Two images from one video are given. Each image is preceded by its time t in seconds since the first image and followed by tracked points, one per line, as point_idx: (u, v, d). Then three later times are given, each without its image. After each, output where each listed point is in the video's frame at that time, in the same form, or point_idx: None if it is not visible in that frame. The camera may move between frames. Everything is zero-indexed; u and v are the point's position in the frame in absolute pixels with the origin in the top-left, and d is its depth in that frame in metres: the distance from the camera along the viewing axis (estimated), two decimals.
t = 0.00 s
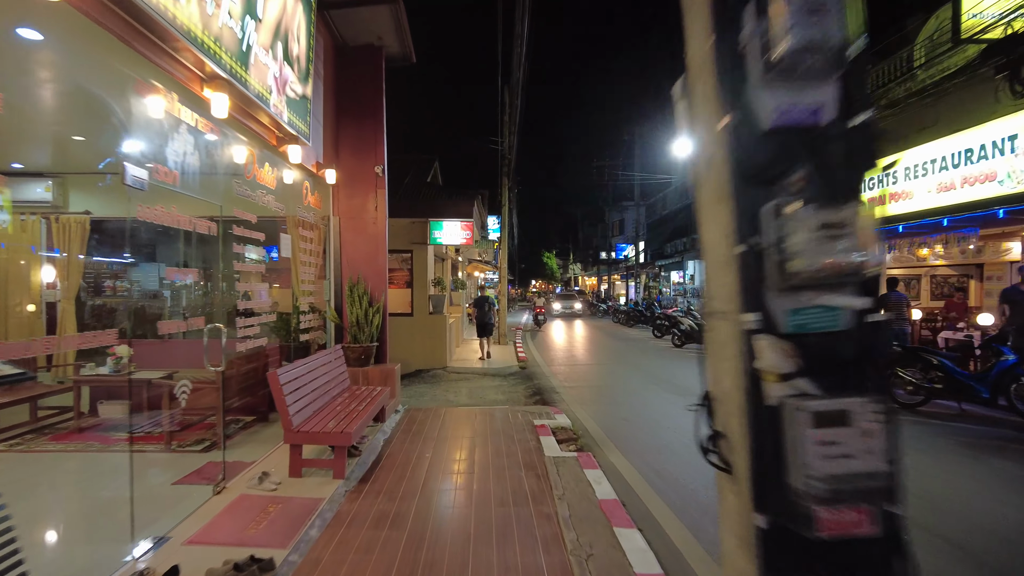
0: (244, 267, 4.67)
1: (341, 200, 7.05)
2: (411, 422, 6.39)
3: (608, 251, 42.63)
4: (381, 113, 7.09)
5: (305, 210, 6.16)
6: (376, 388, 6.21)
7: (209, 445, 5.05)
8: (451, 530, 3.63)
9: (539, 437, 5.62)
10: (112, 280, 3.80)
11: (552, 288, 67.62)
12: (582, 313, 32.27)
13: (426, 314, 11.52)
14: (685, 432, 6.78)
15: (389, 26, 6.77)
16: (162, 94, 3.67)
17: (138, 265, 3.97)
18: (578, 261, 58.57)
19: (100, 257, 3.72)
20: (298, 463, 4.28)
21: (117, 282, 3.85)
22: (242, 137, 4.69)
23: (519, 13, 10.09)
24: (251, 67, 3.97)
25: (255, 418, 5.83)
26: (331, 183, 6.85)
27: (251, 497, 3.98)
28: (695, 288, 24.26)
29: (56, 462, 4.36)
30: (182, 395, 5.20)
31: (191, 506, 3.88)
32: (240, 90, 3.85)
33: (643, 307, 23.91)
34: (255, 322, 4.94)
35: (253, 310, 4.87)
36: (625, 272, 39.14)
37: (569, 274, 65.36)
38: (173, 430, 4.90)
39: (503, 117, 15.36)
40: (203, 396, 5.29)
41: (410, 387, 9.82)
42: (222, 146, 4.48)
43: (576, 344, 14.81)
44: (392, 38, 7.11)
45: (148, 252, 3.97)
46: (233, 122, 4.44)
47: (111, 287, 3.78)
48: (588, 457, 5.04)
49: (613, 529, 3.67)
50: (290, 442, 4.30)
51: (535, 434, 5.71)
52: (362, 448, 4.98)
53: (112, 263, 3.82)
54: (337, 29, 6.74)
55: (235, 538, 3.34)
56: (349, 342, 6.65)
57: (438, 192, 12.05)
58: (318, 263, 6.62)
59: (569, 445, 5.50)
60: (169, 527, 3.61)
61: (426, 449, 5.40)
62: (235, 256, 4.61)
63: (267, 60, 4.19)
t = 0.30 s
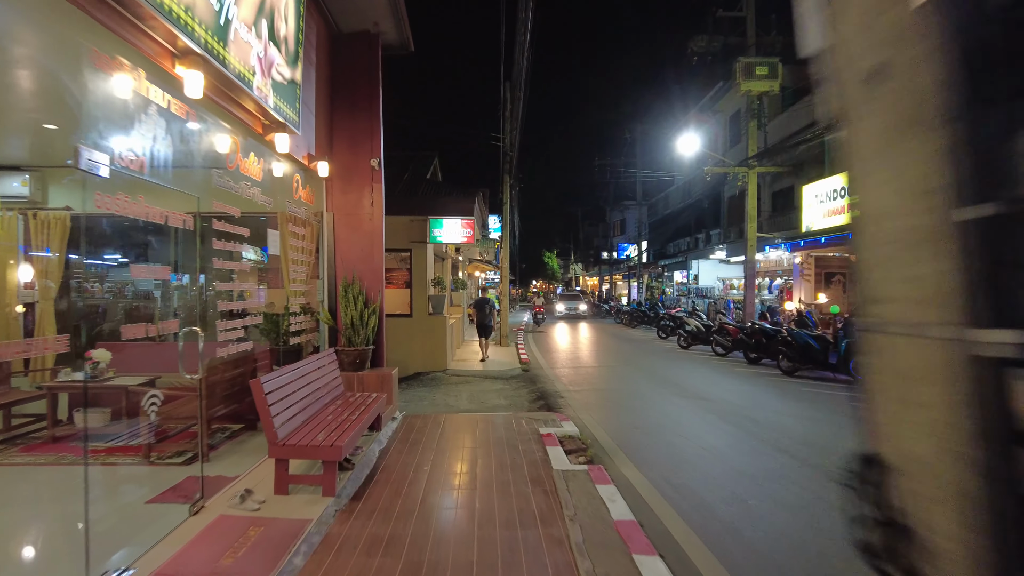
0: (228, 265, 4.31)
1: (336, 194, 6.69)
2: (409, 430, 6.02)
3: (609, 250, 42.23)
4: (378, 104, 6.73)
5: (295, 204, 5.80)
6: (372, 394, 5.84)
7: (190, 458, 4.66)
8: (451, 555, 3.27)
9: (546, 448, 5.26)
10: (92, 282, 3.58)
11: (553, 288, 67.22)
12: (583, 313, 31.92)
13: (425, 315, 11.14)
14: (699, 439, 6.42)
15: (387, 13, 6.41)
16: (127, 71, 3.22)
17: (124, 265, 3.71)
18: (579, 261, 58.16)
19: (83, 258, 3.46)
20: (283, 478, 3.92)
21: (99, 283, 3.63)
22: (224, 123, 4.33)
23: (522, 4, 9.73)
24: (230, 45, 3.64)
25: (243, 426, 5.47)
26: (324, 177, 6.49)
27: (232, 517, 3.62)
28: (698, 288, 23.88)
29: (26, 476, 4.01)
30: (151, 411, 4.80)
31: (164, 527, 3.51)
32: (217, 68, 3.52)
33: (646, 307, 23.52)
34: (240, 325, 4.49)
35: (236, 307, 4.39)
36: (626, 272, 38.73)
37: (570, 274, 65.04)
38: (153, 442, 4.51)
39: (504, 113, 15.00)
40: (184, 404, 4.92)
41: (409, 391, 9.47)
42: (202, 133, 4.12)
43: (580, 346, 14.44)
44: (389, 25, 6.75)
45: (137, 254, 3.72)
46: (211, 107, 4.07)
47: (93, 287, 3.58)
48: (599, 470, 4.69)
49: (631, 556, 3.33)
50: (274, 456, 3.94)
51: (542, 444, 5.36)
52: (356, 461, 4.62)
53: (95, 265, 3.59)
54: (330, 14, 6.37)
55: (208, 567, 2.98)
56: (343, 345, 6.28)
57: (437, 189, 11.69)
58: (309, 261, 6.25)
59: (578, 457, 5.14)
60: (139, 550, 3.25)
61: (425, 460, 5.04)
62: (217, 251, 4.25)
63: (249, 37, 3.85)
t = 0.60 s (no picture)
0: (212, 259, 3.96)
1: (332, 186, 6.33)
2: (410, 437, 5.66)
3: (610, 250, 41.90)
4: (377, 91, 6.38)
5: (289, 196, 5.45)
6: (370, 399, 5.48)
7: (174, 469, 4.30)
8: None
9: (557, 457, 4.90)
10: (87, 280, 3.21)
11: (553, 287, 66.88)
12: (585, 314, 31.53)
13: (427, 314, 10.78)
14: (717, 445, 6.07)
15: None
16: (94, 39, 2.85)
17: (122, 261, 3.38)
18: (579, 260, 57.82)
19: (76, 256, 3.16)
20: (272, 494, 3.57)
21: (96, 283, 3.27)
22: (210, 105, 3.97)
23: None
24: (211, 12, 3.31)
25: (233, 432, 5.12)
26: (320, 168, 6.14)
27: (215, 538, 3.26)
28: (703, 288, 23.54)
29: (1, 485, 3.67)
30: (120, 421, 4.40)
31: (139, 548, 3.14)
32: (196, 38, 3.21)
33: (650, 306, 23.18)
34: (226, 324, 4.20)
35: (221, 305, 4.10)
36: (628, 271, 38.39)
37: (571, 274, 64.65)
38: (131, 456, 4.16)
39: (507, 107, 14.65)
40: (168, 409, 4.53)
41: (410, 394, 9.11)
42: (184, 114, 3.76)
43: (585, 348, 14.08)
44: (390, 9, 6.40)
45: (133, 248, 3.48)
46: (194, 86, 3.71)
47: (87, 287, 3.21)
48: (616, 483, 4.34)
49: None
50: (262, 470, 3.58)
51: (553, 453, 5.01)
52: (353, 473, 4.26)
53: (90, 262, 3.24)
54: None
55: None
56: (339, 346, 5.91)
57: (439, 184, 11.33)
58: (303, 257, 5.89)
59: (592, 467, 4.79)
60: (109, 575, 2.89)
61: (427, 471, 4.68)
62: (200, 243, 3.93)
63: (233, 7, 3.51)
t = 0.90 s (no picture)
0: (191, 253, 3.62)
1: (326, 178, 5.98)
2: (408, 445, 5.30)
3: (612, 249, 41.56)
4: (374, 78, 6.02)
5: (278, 186, 5.09)
6: (364, 405, 5.12)
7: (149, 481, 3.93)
8: None
9: (566, 468, 4.55)
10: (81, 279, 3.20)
11: (554, 287, 66.57)
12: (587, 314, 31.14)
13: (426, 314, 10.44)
14: (734, 453, 5.73)
15: None
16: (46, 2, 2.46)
17: (115, 261, 3.41)
18: (580, 260, 57.50)
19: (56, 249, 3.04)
20: (254, 512, 3.22)
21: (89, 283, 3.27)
22: (188, 84, 3.62)
23: None
24: None
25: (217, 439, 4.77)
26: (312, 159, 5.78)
27: (187, 563, 2.92)
28: (708, 287, 23.20)
29: None
30: (74, 434, 3.98)
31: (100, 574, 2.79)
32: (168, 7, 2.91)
33: (654, 306, 22.82)
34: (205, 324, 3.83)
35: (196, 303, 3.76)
36: (630, 271, 38.05)
37: (571, 274, 64.24)
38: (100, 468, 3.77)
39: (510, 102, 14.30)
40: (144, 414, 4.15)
41: (408, 397, 8.76)
42: (156, 92, 3.40)
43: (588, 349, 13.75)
44: None
45: (124, 250, 3.49)
46: (169, 61, 3.36)
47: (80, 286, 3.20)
48: (632, 499, 3.99)
49: None
50: (241, 486, 3.23)
51: (561, 464, 4.66)
52: (345, 488, 3.91)
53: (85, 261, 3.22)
54: None
55: None
56: (332, 348, 5.56)
57: (439, 179, 10.97)
58: (293, 253, 5.54)
59: (604, 480, 4.44)
60: None
61: (426, 484, 4.33)
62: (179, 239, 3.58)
63: None
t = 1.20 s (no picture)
0: (158, 250, 3.23)
1: (316, 172, 5.60)
2: (404, 460, 4.91)
3: (614, 249, 41.19)
4: (368, 66, 5.65)
5: (262, 181, 4.72)
6: (356, 417, 4.73)
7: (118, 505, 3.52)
8: None
9: (577, 488, 4.18)
10: (73, 280, 2.98)
11: (555, 288, 66.20)
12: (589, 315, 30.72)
13: (425, 317, 10.04)
14: (755, 468, 5.35)
15: None
16: None
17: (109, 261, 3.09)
18: (582, 260, 57.15)
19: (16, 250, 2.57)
20: (227, 547, 2.84)
21: (80, 284, 2.99)
22: (156, 64, 3.25)
23: None
24: None
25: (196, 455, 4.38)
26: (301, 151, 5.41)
27: None
28: (712, 288, 22.80)
29: None
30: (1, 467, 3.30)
31: None
32: None
33: (658, 308, 22.43)
34: (175, 332, 3.40)
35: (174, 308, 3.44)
36: (633, 271, 37.68)
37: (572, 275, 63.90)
38: (58, 491, 3.36)
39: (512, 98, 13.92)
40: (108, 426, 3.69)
41: (406, 404, 8.40)
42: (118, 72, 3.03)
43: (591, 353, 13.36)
44: None
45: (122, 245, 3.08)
46: (130, 35, 2.98)
47: (73, 288, 3.00)
48: (651, 525, 3.62)
49: None
50: (212, 518, 2.84)
51: (571, 482, 4.29)
52: (334, 514, 3.53)
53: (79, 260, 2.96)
54: None
55: None
56: (323, 355, 5.18)
57: (439, 177, 10.58)
58: (280, 252, 5.17)
59: (620, 502, 4.06)
60: None
61: (423, 507, 3.95)
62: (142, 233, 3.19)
63: None
